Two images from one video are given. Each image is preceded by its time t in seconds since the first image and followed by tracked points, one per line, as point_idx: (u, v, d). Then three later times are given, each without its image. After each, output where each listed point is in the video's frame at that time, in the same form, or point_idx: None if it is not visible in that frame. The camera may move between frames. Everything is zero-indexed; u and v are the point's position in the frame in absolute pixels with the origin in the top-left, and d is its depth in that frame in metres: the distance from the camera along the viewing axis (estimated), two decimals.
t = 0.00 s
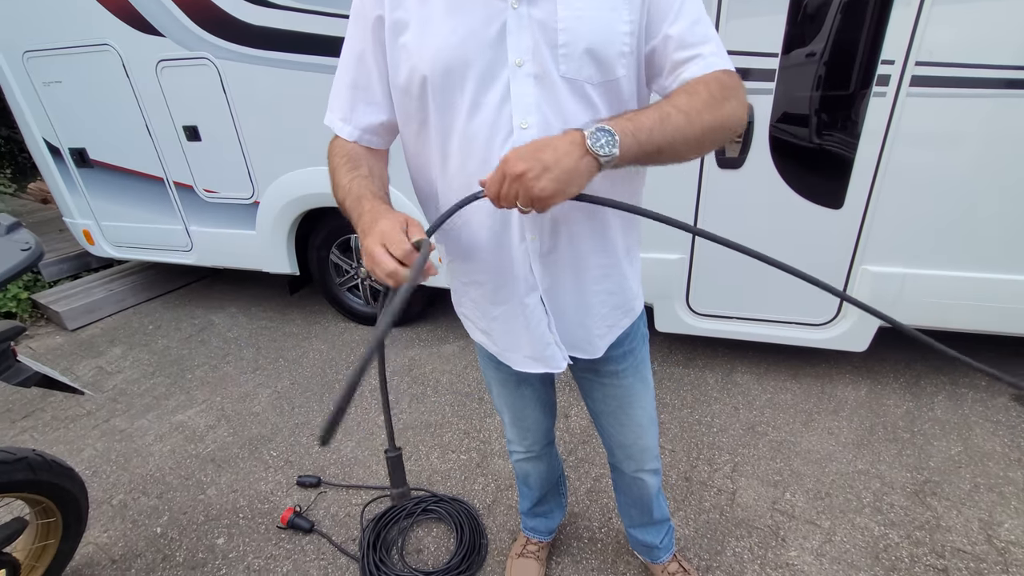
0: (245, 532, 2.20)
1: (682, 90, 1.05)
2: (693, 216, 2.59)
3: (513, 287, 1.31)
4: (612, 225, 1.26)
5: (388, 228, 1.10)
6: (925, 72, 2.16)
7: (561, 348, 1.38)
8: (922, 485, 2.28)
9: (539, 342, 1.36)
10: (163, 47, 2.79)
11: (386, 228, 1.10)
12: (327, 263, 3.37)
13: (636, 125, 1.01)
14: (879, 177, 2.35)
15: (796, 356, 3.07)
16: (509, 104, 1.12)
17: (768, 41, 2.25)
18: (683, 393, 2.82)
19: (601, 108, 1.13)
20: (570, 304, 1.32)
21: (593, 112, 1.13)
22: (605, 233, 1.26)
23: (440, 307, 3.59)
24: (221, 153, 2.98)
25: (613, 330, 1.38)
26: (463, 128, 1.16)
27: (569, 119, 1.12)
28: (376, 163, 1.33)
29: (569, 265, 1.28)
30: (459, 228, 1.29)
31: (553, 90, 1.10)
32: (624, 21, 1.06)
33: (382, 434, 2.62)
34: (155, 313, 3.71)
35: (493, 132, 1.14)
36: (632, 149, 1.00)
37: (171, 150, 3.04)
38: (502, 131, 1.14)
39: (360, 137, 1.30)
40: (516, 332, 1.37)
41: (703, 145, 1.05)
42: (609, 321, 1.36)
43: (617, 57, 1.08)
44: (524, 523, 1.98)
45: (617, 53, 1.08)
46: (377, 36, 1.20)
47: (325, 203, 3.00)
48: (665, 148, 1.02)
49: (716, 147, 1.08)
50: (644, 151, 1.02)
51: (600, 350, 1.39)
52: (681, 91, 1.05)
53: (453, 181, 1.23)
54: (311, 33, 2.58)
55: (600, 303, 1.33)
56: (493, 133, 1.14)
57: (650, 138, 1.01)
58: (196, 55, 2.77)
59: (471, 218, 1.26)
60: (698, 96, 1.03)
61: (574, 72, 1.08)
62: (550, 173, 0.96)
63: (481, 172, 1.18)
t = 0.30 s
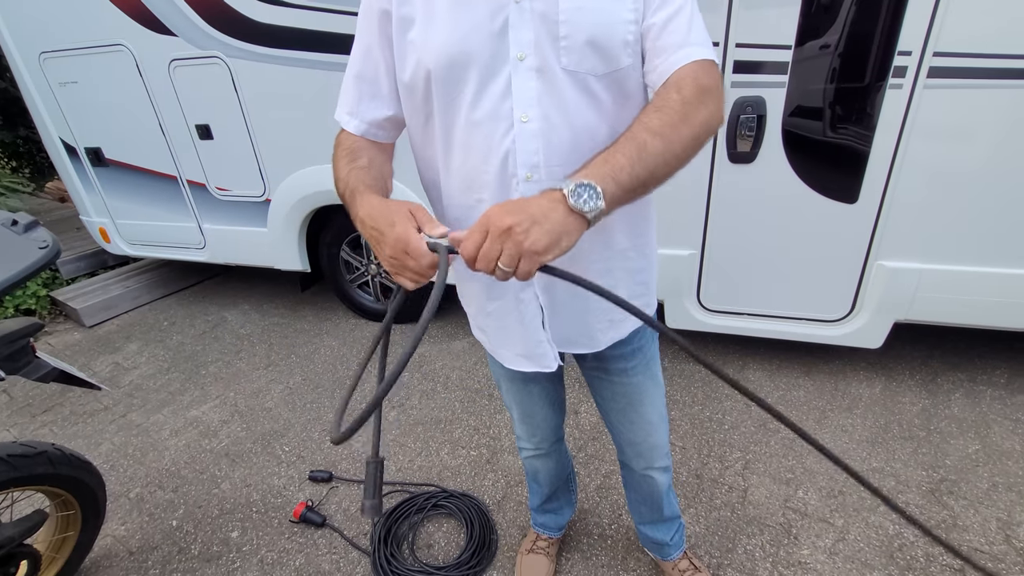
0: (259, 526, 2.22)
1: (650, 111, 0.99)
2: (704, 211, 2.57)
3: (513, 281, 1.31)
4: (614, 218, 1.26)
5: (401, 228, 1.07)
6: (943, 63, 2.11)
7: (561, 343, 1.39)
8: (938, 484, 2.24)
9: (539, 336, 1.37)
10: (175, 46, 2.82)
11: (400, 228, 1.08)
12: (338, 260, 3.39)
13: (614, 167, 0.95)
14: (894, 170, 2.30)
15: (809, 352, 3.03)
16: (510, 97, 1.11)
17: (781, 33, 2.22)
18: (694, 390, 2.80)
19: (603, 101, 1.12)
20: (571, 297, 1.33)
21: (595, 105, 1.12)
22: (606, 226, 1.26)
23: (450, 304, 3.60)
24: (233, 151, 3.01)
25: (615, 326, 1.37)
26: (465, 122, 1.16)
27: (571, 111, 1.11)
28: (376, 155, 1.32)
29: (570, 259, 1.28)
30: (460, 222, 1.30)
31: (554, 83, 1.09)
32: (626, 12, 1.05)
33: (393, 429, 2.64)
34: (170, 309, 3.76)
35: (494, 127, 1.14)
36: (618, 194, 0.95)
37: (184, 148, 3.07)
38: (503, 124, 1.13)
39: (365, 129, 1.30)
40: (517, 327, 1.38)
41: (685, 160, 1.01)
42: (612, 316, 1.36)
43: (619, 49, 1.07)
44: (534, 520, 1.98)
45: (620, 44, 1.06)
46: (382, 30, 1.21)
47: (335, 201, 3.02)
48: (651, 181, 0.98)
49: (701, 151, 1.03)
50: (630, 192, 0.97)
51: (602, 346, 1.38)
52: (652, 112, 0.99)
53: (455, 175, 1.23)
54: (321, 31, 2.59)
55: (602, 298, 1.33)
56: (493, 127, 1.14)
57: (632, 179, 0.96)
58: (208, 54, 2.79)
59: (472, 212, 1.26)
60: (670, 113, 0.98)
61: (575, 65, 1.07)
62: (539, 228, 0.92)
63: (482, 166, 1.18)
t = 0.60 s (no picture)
0: (272, 520, 2.23)
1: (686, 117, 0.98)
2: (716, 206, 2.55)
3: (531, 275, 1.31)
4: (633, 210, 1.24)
5: (336, 249, 1.12)
6: (961, 54, 2.08)
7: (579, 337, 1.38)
8: (954, 481, 2.22)
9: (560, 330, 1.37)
10: (187, 44, 2.83)
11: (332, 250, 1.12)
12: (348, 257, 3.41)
13: (649, 187, 0.96)
14: (910, 163, 2.27)
15: (821, 348, 3.01)
16: (525, 91, 1.10)
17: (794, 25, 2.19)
18: (705, 387, 2.78)
19: (620, 91, 1.09)
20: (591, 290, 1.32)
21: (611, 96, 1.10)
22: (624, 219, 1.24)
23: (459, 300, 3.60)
24: (244, 148, 3.02)
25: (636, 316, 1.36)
26: (480, 117, 1.16)
27: (587, 103, 1.09)
28: (354, 157, 1.33)
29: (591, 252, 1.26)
30: (477, 218, 1.29)
31: (569, 75, 1.08)
32: None
33: (404, 425, 2.64)
34: (181, 306, 3.79)
35: (510, 121, 1.13)
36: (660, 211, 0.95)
37: (195, 146, 3.09)
38: (519, 118, 1.13)
39: (366, 128, 1.32)
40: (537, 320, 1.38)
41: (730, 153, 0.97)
42: (631, 308, 1.35)
43: (634, 37, 1.05)
44: (545, 515, 1.98)
45: (636, 32, 1.04)
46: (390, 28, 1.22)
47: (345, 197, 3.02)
48: (694, 190, 0.96)
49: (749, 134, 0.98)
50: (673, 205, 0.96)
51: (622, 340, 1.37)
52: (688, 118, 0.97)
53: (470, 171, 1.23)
54: (332, 27, 2.59)
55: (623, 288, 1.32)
56: (509, 121, 1.13)
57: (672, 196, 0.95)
58: (219, 52, 2.81)
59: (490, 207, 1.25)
60: (704, 115, 0.96)
61: (590, 55, 1.06)
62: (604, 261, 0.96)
63: (499, 160, 1.17)
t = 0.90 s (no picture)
0: (280, 515, 2.25)
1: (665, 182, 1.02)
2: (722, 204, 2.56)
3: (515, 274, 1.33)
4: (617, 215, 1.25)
5: (359, 223, 1.14)
6: (970, 51, 2.07)
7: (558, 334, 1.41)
8: (960, 479, 2.22)
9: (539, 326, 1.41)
10: (194, 43, 2.85)
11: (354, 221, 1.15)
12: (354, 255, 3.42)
13: (656, 262, 1.04)
14: (917, 161, 2.27)
15: (826, 346, 3.01)
16: (506, 99, 1.12)
17: (801, 22, 2.19)
18: (710, 384, 2.79)
19: (602, 99, 1.10)
20: (575, 290, 1.33)
21: (592, 103, 1.10)
22: (610, 225, 1.26)
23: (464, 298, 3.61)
24: (250, 147, 3.04)
25: (621, 312, 1.38)
26: (467, 122, 1.18)
27: (567, 110, 1.10)
28: (366, 141, 1.35)
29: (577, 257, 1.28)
30: (473, 216, 1.32)
31: (549, 85, 1.08)
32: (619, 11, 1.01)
33: (410, 422, 2.66)
34: (188, 303, 3.82)
35: (492, 128, 1.15)
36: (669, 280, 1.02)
37: (202, 144, 3.11)
38: (501, 126, 1.14)
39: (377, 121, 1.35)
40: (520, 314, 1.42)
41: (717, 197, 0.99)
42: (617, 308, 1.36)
43: (611, 49, 1.03)
44: (550, 511, 1.99)
45: (614, 43, 1.03)
46: (393, 27, 1.25)
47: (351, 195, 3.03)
48: (695, 248, 1.02)
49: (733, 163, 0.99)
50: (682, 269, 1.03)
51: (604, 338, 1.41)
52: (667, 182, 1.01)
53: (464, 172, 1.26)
54: (339, 26, 2.60)
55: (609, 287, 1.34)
56: (492, 128, 1.15)
57: (673, 266, 1.02)
58: (225, 50, 2.82)
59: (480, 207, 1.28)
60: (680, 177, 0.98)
61: (568, 65, 1.06)
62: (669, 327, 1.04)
63: (484, 164, 1.20)
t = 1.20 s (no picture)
0: (284, 511, 2.27)
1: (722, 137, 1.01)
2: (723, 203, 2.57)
3: (515, 279, 1.34)
4: (616, 218, 1.26)
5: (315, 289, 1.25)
6: (971, 50, 2.08)
7: (550, 342, 1.40)
8: (960, 476, 2.23)
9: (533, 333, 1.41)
10: (197, 43, 2.86)
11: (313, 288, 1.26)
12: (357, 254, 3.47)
13: (704, 221, 1.04)
14: (917, 160, 2.28)
15: (827, 344, 3.02)
16: (507, 104, 1.13)
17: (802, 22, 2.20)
18: (711, 381, 2.80)
19: (602, 103, 1.11)
20: (572, 294, 1.34)
21: (592, 107, 1.11)
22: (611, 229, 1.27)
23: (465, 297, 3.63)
24: (253, 146, 3.05)
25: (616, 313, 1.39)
26: (470, 128, 1.20)
27: (567, 114, 1.11)
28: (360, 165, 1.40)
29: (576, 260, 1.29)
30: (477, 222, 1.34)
31: (550, 88, 1.10)
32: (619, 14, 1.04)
33: (412, 419, 2.67)
34: (192, 302, 3.84)
35: (494, 133, 1.16)
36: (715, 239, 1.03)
37: (205, 143, 3.12)
38: (502, 130, 1.16)
39: (377, 134, 1.37)
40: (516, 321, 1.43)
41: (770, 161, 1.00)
42: (612, 309, 1.38)
43: (613, 50, 1.05)
44: (552, 507, 2.00)
45: (615, 44, 1.05)
46: (392, 37, 1.26)
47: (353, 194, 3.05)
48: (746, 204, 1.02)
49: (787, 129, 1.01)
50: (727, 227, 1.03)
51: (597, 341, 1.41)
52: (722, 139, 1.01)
53: (467, 177, 1.27)
54: (341, 25, 2.61)
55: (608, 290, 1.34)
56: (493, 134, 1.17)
57: (719, 225, 1.03)
58: (228, 50, 2.83)
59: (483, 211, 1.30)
60: (738, 137, 0.99)
61: (570, 68, 1.08)
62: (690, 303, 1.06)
63: (486, 169, 1.22)
